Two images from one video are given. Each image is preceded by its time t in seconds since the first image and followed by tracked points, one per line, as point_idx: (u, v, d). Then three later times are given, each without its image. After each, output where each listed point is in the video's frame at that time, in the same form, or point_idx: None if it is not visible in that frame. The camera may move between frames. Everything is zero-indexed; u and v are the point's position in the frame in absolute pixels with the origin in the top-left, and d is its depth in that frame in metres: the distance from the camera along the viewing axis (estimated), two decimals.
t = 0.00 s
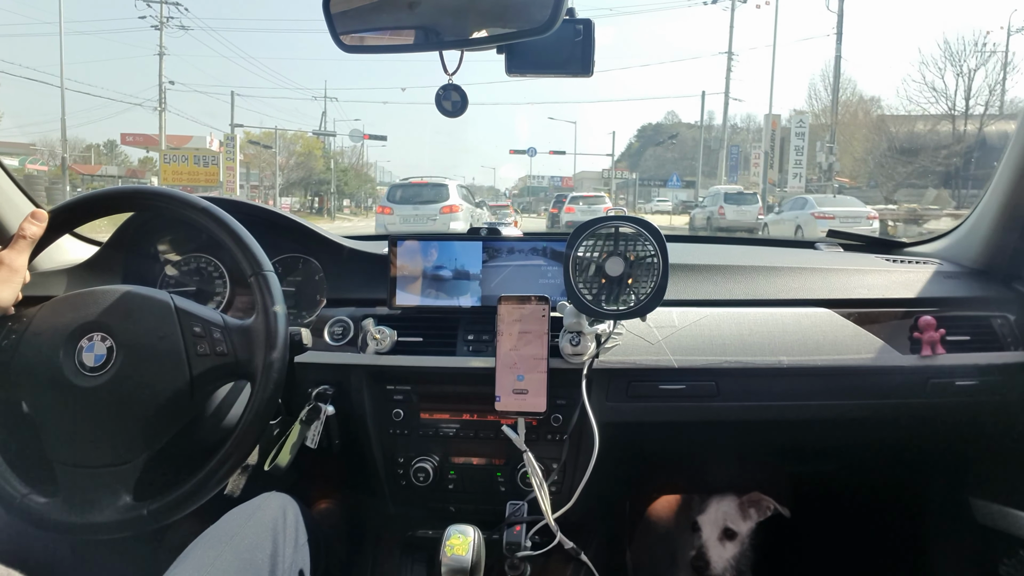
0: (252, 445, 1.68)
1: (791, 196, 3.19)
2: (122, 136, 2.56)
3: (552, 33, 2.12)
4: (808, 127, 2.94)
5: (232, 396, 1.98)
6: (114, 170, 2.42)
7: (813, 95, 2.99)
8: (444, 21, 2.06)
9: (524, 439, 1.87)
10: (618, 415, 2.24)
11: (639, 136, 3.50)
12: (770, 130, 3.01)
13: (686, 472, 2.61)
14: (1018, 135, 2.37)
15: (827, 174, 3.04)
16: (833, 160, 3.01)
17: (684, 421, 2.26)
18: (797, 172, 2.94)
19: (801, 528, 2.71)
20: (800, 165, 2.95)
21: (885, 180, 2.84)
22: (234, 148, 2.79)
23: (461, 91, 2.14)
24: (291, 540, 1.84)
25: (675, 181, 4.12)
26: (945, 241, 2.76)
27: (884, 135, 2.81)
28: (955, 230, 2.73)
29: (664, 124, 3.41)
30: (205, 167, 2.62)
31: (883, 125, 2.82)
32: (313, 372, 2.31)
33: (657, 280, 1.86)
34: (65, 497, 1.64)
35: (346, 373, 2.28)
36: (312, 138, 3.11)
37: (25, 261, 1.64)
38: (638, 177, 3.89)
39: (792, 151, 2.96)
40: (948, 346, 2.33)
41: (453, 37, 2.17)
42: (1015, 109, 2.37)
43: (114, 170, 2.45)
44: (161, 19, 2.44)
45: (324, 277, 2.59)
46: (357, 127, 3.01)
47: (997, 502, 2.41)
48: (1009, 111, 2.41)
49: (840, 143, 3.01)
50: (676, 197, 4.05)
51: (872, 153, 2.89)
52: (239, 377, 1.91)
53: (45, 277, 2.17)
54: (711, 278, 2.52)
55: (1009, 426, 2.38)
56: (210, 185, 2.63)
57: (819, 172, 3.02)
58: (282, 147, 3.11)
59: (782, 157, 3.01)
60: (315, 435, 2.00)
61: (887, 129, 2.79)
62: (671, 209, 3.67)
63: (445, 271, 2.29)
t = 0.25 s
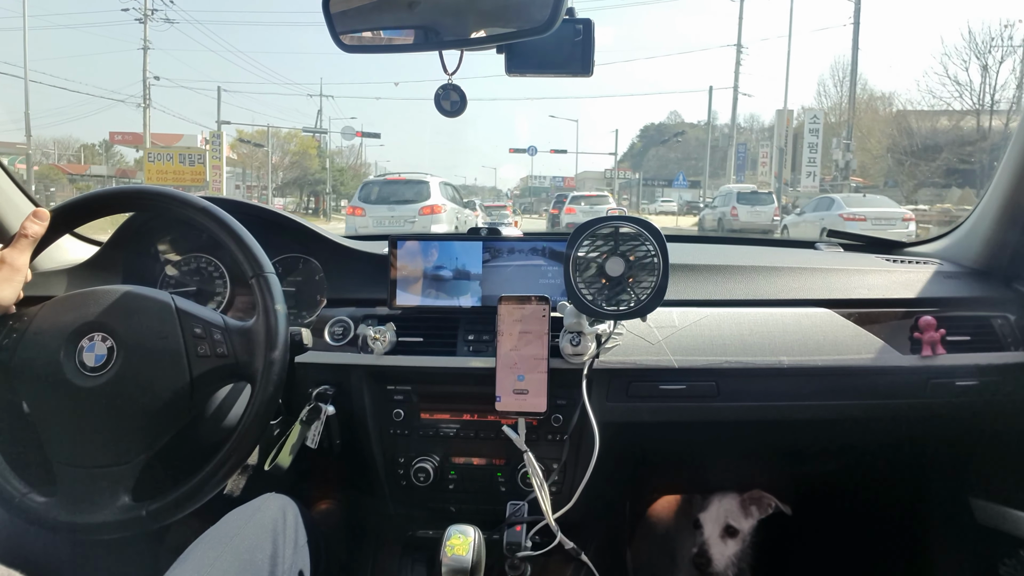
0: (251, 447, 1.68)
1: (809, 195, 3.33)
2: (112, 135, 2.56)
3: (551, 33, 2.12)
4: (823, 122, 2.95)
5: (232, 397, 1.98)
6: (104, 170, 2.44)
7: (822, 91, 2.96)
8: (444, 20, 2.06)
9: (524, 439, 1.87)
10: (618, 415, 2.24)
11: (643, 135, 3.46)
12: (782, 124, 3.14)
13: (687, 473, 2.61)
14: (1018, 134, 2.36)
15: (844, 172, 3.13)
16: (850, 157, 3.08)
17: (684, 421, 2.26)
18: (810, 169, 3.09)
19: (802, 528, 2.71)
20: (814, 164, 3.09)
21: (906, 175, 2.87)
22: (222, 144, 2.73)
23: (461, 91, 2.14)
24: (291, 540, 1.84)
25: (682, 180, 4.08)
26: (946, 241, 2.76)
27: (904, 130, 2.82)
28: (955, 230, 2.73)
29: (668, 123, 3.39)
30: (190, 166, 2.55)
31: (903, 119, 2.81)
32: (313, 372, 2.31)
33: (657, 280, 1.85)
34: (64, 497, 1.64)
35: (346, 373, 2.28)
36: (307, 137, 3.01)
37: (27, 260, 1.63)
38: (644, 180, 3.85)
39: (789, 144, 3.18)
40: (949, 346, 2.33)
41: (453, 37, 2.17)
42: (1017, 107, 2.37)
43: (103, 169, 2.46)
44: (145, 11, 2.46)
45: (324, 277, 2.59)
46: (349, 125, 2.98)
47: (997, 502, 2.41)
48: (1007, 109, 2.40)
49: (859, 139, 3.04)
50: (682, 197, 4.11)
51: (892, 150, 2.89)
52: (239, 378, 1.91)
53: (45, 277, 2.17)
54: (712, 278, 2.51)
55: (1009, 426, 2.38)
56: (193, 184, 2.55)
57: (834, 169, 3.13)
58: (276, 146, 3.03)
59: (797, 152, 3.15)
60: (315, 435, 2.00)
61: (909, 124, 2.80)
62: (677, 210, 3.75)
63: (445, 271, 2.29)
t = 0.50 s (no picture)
0: (250, 450, 1.68)
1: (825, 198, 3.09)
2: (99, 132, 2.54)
3: (551, 33, 2.13)
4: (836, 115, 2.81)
5: (232, 399, 1.98)
6: (92, 168, 2.44)
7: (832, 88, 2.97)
8: (443, 21, 2.06)
9: (524, 439, 1.86)
10: (618, 415, 2.24)
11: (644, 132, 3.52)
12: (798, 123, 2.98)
13: (687, 473, 2.61)
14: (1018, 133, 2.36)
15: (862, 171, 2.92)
16: (867, 155, 2.87)
17: (684, 421, 2.26)
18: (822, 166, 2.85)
19: (802, 528, 2.71)
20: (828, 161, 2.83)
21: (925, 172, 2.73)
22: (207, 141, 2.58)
23: (461, 91, 2.15)
24: (291, 541, 1.84)
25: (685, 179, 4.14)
26: (945, 241, 2.76)
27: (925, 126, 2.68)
28: (954, 230, 2.73)
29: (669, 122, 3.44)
30: (174, 163, 2.42)
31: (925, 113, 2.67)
32: (313, 372, 2.31)
33: (657, 280, 1.85)
34: (61, 497, 1.64)
35: (346, 373, 2.28)
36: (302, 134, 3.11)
37: (31, 256, 1.62)
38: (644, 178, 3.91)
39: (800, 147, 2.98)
40: (948, 346, 2.33)
41: (453, 37, 2.17)
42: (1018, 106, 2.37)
43: (92, 167, 2.46)
44: (128, 3, 2.47)
45: (324, 277, 2.59)
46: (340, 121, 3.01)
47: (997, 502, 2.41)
48: (1006, 105, 2.38)
49: (876, 138, 2.87)
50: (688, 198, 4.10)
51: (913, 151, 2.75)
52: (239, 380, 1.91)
53: (45, 277, 2.18)
54: (712, 278, 2.51)
55: (1009, 426, 2.38)
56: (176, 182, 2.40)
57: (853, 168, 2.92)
58: (270, 144, 3.00)
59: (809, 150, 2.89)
60: (315, 436, 1.99)
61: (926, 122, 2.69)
62: (680, 210, 3.78)
63: (445, 271, 2.29)
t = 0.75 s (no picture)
0: (249, 452, 1.68)
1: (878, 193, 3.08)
2: (88, 130, 2.73)
3: (551, 33, 2.13)
4: (849, 113, 3.27)
5: (232, 399, 1.98)
6: (81, 168, 2.65)
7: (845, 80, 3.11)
8: (443, 21, 2.06)
9: (524, 439, 1.86)
10: (618, 415, 2.24)
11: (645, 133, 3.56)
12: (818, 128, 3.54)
13: (688, 472, 2.61)
14: (1019, 133, 2.36)
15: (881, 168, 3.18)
16: (882, 151, 3.13)
17: (684, 421, 2.26)
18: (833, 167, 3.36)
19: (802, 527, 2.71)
20: (841, 158, 3.32)
21: (923, 157, 2.86)
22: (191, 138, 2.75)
23: (461, 91, 2.15)
24: (291, 541, 1.84)
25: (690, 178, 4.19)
26: (945, 241, 2.76)
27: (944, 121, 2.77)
28: (954, 230, 2.73)
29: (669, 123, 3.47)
30: (159, 163, 2.68)
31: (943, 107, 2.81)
32: (314, 372, 2.31)
33: (657, 280, 1.85)
34: (60, 496, 1.64)
35: (346, 373, 2.28)
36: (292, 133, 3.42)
37: (31, 256, 1.62)
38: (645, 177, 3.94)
39: (816, 146, 3.53)
40: (948, 346, 2.33)
41: (453, 37, 2.17)
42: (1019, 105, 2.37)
43: (80, 167, 2.68)
44: None
45: (324, 277, 2.59)
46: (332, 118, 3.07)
47: (997, 502, 2.41)
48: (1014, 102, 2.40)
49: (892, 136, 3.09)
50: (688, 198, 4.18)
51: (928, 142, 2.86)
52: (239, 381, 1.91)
53: (45, 277, 2.18)
54: (712, 278, 2.52)
55: (1009, 426, 2.37)
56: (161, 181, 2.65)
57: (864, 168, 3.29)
58: (263, 143, 3.31)
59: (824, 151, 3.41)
60: (315, 435, 2.00)
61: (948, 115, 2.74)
62: (684, 211, 3.80)
63: (446, 271, 2.29)
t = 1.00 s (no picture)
0: (249, 452, 1.68)
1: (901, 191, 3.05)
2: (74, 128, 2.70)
3: (551, 33, 2.12)
4: (863, 107, 3.23)
5: (232, 399, 1.98)
6: (69, 166, 2.52)
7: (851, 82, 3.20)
8: (444, 21, 2.06)
9: (524, 439, 1.86)
10: (618, 415, 2.24)
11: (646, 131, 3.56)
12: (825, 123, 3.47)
13: (689, 472, 2.61)
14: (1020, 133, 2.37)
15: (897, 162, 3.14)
16: (900, 147, 3.09)
17: (684, 421, 2.26)
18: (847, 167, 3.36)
19: (803, 527, 2.71)
20: (855, 154, 3.29)
21: (942, 152, 2.81)
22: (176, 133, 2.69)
23: (461, 91, 2.15)
24: (291, 541, 1.84)
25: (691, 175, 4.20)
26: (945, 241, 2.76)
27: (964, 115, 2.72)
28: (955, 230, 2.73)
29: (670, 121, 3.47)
30: (141, 160, 2.55)
31: (962, 101, 2.75)
32: (314, 372, 2.31)
33: (657, 280, 1.85)
34: (60, 497, 1.64)
35: (347, 373, 2.28)
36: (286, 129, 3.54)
37: (30, 256, 1.62)
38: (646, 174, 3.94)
39: (826, 140, 3.45)
40: (949, 346, 2.33)
41: (453, 37, 2.17)
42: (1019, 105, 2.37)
43: (69, 165, 2.56)
44: None
45: (324, 277, 2.59)
46: (321, 113, 3.17)
47: (997, 502, 2.41)
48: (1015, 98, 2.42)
49: (909, 130, 3.07)
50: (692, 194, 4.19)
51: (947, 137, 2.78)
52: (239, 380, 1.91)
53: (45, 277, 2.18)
54: (712, 278, 2.51)
55: (1009, 426, 2.37)
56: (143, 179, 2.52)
57: (878, 162, 3.26)
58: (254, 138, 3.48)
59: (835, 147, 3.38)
60: (315, 435, 2.00)
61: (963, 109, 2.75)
62: (687, 210, 3.80)
63: (446, 271, 2.29)
